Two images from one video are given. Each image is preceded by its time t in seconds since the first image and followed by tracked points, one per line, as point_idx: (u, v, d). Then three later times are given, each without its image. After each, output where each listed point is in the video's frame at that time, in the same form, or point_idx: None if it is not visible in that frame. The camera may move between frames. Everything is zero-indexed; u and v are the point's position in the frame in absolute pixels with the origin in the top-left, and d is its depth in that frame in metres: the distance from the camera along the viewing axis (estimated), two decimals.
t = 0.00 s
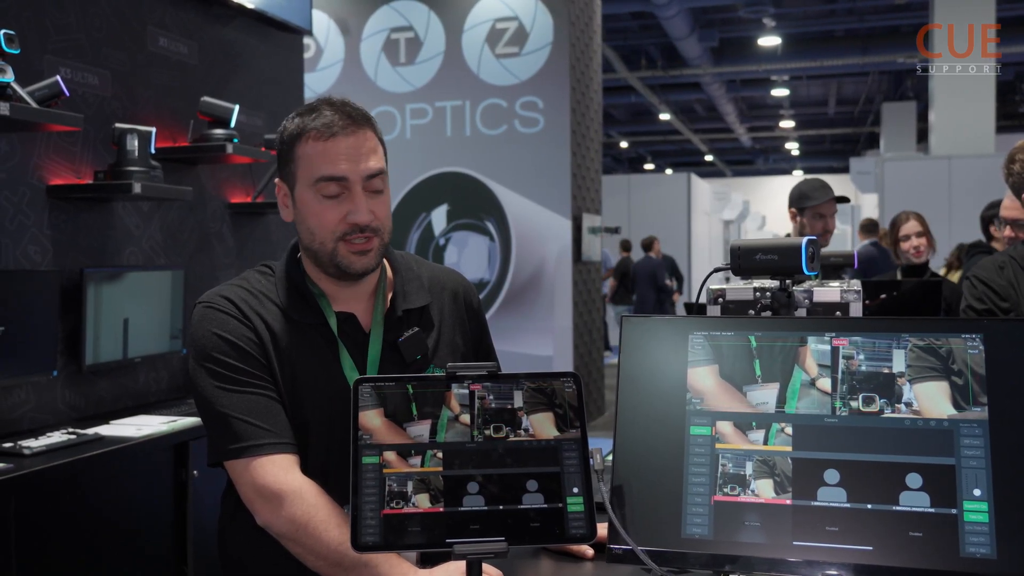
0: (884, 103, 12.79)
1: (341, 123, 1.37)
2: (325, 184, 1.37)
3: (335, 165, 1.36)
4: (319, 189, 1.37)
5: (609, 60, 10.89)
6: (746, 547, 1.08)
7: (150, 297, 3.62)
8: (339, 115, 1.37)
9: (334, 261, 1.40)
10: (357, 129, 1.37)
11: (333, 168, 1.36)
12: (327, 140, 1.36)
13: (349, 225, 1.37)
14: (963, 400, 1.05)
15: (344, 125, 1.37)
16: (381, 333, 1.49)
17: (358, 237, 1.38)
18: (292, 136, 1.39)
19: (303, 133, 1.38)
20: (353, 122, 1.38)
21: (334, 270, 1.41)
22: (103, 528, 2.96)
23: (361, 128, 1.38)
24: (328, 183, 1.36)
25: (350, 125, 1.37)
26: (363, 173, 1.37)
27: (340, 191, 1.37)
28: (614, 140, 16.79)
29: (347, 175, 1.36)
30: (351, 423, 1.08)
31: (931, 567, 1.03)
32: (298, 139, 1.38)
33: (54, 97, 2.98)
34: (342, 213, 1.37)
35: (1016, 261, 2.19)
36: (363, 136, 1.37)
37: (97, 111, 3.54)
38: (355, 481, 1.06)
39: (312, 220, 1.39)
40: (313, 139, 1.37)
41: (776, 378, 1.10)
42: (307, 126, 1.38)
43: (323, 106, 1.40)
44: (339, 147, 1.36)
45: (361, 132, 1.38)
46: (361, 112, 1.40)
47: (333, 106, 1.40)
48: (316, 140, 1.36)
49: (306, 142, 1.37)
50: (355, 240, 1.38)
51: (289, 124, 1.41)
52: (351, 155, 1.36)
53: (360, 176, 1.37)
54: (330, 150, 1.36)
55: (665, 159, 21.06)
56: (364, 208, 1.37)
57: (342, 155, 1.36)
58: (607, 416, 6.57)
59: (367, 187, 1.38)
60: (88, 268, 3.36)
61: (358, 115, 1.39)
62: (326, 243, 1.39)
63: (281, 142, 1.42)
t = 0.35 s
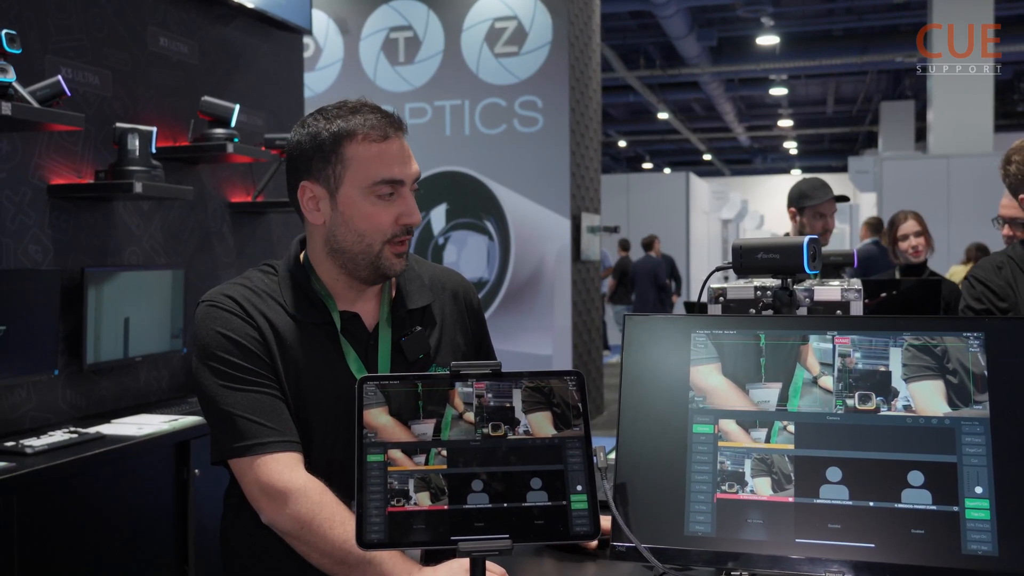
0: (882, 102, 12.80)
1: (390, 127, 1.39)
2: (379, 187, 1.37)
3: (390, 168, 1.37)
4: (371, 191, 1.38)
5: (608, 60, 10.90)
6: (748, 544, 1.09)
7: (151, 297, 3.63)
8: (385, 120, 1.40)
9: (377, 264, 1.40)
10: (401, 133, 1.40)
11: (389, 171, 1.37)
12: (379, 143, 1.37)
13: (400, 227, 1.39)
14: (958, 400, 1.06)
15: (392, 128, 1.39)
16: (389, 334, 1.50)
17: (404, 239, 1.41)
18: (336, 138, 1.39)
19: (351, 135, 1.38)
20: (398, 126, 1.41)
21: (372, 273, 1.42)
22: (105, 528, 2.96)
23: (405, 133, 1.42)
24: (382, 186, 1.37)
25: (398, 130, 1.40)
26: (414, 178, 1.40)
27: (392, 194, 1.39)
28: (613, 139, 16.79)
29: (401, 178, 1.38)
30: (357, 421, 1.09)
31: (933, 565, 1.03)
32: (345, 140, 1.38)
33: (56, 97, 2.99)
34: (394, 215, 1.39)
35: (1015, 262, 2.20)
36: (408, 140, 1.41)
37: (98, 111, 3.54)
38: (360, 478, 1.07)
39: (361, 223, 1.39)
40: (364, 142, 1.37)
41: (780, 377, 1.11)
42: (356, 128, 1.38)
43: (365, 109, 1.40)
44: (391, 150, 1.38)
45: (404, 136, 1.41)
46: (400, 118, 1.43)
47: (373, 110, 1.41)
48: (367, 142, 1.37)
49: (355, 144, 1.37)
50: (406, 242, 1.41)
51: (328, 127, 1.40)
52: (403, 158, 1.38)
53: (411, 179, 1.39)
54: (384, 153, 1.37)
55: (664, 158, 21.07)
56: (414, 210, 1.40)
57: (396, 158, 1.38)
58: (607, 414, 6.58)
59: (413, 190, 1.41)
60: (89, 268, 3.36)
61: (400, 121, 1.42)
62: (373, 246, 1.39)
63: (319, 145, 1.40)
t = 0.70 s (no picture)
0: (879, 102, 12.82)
1: (386, 125, 1.40)
2: (375, 184, 1.39)
3: (388, 166, 1.38)
4: (368, 188, 1.39)
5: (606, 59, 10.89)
6: (746, 541, 1.09)
7: (149, 295, 3.63)
8: (381, 117, 1.41)
9: (373, 261, 1.41)
10: (398, 132, 1.41)
11: (385, 168, 1.38)
12: (376, 141, 1.38)
13: (395, 223, 1.41)
14: (929, 397, 1.07)
15: (388, 126, 1.40)
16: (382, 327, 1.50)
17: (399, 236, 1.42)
18: (332, 135, 1.39)
19: (347, 132, 1.38)
20: (394, 125, 1.42)
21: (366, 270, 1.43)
22: (103, 525, 2.96)
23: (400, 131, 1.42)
24: (379, 183, 1.38)
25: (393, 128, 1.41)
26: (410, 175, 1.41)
27: (388, 191, 1.39)
28: (610, 138, 16.79)
29: (397, 175, 1.39)
30: (357, 417, 1.08)
31: (930, 561, 1.04)
32: (342, 138, 1.38)
33: (54, 95, 2.99)
34: (390, 212, 1.40)
35: (1012, 262, 2.20)
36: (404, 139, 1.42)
37: (95, 108, 3.54)
38: (360, 476, 1.07)
39: (356, 220, 1.40)
40: (362, 140, 1.38)
41: (779, 371, 1.11)
42: (354, 126, 1.38)
43: (360, 107, 1.41)
44: (388, 148, 1.39)
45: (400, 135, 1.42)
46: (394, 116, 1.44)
47: (369, 108, 1.42)
48: (365, 140, 1.38)
49: (353, 142, 1.38)
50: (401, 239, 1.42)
51: (324, 125, 1.40)
52: (399, 157, 1.40)
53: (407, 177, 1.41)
54: (380, 151, 1.38)
55: (662, 157, 21.08)
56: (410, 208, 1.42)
57: (393, 156, 1.39)
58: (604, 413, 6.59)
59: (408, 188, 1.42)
60: (87, 266, 3.36)
61: (394, 120, 1.43)
62: (368, 243, 1.40)
63: (315, 142, 1.40)
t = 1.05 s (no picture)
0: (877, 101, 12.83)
1: (376, 126, 1.39)
2: (364, 184, 1.38)
3: (377, 166, 1.38)
4: (358, 190, 1.38)
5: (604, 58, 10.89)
6: (745, 540, 1.09)
7: (147, 294, 3.63)
8: (371, 117, 1.40)
9: (364, 262, 1.41)
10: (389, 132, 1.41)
11: (375, 168, 1.38)
12: (366, 141, 1.38)
13: (386, 224, 1.40)
14: (886, 396, 1.08)
15: (378, 126, 1.40)
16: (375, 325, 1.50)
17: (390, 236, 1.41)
18: (323, 135, 1.39)
19: (337, 133, 1.38)
20: (385, 125, 1.41)
21: (358, 271, 1.42)
22: (101, 525, 2.96)
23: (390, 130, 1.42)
24: (370, 183, 1.38)
25: (383, 128, 1.40)
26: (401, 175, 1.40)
27: (379, 191, 1.39)
28: (608, 138, 16.79)
29: (388, 176, 1.39)
30: (355, 415, 1.08)
31: (929, 560, 1.04)
32: (331, 138, 1.38)
33: (51, 93, 2.98)
34: (380, 213, 1.40)
35: (1011, 263, 2.21)
36: (394, 140, 1.41)
37: (93, 108, 3.53)
38: (358, 475, 1.07)
39: (346, 219, 1.39)
40: (352, 140, 1.37)
41: (776, 368, 1.11)
42: (344, 126, 1.38)
43: (351, 107, 1.41)
44: (378, 148, 1.38)
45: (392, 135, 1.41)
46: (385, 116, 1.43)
47: (360, 108, 1.41)
48: (355, 141, 1.37)
49: (342, 143, 1.38)
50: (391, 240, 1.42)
51: (315, 125, 1.40)
52: (390, 156, 1.39)
53: (397, 177, 1.40)
54: (370, 151, 1.38)
55: (660, 157, 21.07)
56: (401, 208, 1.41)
57: (382, 156, 1.38)
58: (602, 412, 6.59)
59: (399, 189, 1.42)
60: (85, 265, 3.36)
61: (384, 119, 1.42)
62: (359, 243, 1.39)
63: (306, 143, 1.40)
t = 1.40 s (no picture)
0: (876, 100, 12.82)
1: (352, 124, 1.38)
2: (331, 180, 1.38)
3: (346, 164, 1.37)
4: (326, 186, 1.38)
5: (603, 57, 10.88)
6: (745, 540, 1.09)
7: (147, 294, 3.63)
8: (348, 115, 1.39)
9: (334, 259, 1.41)
10: (367, 130, 1.39)
11: (341, 164, 1.36)
12: (337, 138, 1.37)
13: (354, 223, 1.39)
14: (844, 394, 1.09)
15: (355, 125, 1.38)
16: (371, 328, 1.50)
17: (360, 235, 1.40)
18: (300, 132, 1.40)
19: (310, 130, 1.39)
20: (366, 124, 1.39)
21: (332, 268, 1.43)
22: (101, 525, 2.96)
23: (369, 128, 1.39)
24: (335, 177, 1.37)
25: (360, 126, 1.38)
26: (373, 172, 1.38)
27: (346, 187, 1.38)
28: (607, 137, 16.79)
29: (356, 174, 1.37)
30: (356, 416, 1.08)
31: (930, 559, 1.04)
32: (307, 135, 1.39)
33: (50, 93, 2.98)
34: (348, 211, 1.39)
35: (1012, 264, 2.21)
36: (373, 139, 1.39)
37: (92, 108, 3.53)
38: (358, 475, 1.07)
39: (315, 216, 1.40)
40: (323, 137, 1.37)
41: (775, 370, 1.11)
42: (319, 123, 1.38)
43: (335, 106, 1.40)
44: (351, 146, 1.37)
45: (372, 133, 1.39)
46: (369, 113, 1.41)
47: (344, 107, 1.41)
48: (327, 138, 1.37)
49: (316, 140, 1.38)
50: (360, 239, 1.40)
51: (297, 122, 1.41)
52: (363, 154, 1.37)
53: (367, 176, 1.38)
54: (340, 149, 1.37)
55: (659, 156, 21.08)
56: (370, 207, 1.39)
57: (352, 154, 1.37)
58: (602, 411, 6.59)
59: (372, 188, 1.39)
60: (84, 265, 3.36)
61: (366, 117, 1.40)
62: (328, 241, 1.40)
63: (288, 139, 1.42)
